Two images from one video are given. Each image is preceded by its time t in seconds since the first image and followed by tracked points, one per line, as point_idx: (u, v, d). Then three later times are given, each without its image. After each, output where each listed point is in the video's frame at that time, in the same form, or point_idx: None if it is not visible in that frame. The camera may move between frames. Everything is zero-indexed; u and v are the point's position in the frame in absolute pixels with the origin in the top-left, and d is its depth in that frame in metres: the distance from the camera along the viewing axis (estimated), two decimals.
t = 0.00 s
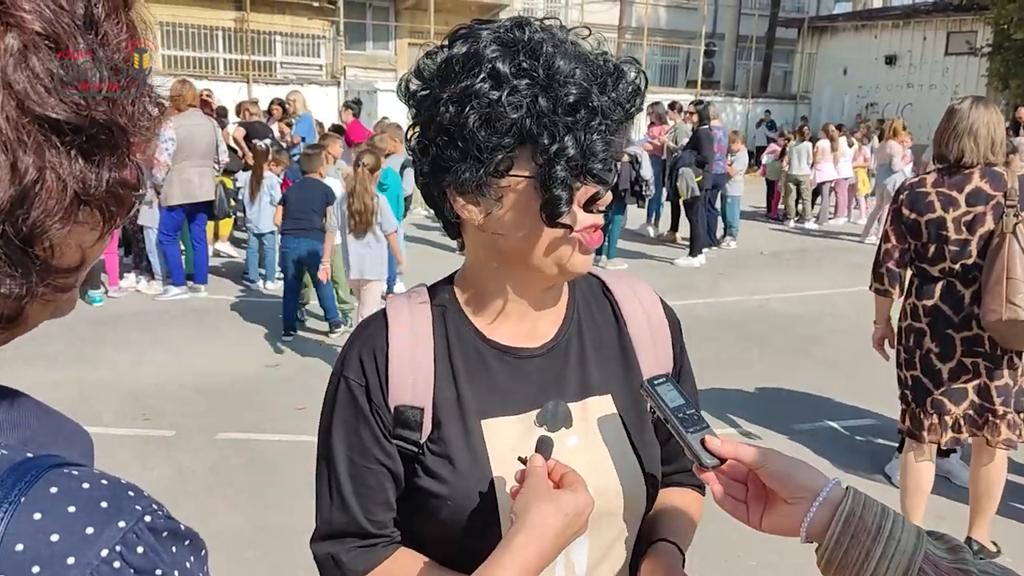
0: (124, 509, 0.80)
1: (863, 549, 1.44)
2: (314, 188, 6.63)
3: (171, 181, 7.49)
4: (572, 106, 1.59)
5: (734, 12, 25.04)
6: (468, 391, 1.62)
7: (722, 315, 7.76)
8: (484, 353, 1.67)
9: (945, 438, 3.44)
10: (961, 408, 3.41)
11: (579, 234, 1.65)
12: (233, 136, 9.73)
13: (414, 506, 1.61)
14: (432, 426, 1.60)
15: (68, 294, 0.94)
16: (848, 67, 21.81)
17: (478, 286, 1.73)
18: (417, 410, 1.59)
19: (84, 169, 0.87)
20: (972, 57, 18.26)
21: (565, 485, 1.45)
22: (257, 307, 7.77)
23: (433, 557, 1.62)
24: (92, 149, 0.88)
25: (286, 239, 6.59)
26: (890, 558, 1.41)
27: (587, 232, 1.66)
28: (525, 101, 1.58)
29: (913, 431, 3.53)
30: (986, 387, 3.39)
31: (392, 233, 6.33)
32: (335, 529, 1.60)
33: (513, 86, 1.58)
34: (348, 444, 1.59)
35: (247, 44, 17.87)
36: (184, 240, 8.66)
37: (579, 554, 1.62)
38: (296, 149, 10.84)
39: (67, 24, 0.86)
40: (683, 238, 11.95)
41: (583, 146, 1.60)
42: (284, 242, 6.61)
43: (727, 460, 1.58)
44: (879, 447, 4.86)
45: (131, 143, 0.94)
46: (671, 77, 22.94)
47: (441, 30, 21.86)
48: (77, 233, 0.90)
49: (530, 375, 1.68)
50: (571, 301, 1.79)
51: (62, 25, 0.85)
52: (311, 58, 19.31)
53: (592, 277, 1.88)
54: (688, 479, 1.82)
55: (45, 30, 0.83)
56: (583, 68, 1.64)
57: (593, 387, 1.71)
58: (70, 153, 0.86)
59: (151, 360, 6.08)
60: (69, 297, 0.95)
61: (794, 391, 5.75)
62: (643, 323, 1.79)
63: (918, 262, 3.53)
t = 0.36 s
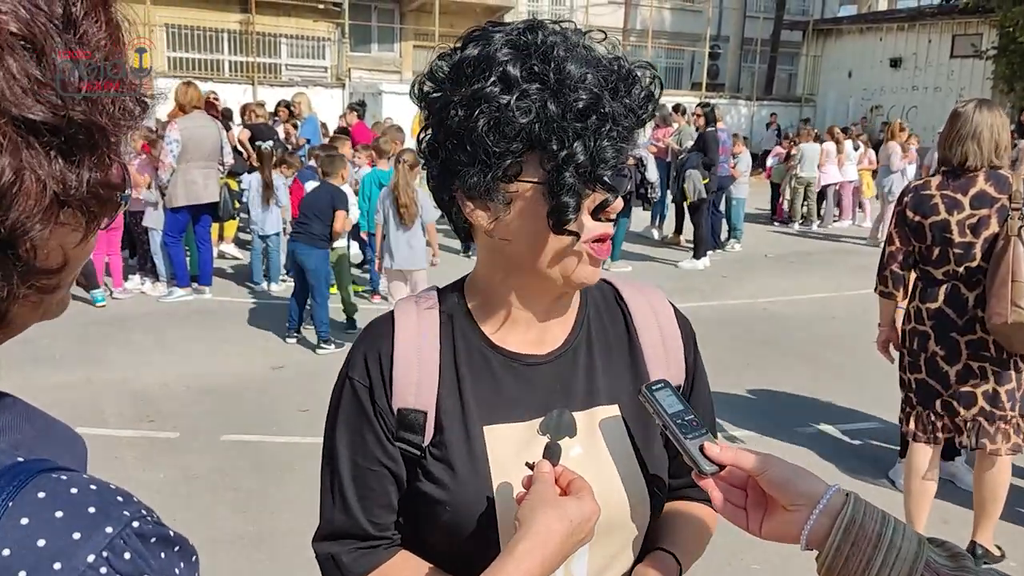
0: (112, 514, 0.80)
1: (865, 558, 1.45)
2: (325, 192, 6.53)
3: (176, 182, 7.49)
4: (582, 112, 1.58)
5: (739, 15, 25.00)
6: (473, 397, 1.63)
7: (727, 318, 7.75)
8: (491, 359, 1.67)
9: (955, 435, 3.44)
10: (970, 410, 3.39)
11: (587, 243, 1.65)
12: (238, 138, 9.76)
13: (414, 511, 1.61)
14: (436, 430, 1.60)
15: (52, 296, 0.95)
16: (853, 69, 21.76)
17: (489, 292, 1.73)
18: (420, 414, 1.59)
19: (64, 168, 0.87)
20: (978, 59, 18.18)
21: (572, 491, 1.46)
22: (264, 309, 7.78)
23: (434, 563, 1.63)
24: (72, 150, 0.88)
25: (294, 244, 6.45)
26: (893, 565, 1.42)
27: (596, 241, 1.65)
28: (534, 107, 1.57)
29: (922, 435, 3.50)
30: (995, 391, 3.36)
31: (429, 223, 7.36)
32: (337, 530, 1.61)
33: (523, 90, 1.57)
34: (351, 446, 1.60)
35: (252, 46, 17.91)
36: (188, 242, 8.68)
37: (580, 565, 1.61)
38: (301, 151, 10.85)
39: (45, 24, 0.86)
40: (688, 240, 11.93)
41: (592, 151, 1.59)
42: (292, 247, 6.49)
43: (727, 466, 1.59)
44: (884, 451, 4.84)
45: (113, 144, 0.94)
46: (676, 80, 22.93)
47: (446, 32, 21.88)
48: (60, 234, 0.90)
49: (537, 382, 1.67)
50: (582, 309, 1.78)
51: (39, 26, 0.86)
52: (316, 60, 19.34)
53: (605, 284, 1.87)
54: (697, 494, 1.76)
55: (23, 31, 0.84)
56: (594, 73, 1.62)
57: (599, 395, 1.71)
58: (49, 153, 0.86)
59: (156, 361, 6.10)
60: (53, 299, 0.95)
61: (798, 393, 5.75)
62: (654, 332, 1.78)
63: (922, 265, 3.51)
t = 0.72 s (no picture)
0: (108, 518, 0.80)
1: (867, 564, 1.45)
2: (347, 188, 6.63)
3: (182, 182, 7.55)
4: (496, 113, 1.65)
5: (744, 16, 24.98)
6: (481, 395, 1.63)
7: (731, 319, 7.74)
8: (499, 357, 1.68)
9: (960, 440, 3.41)
10: (976, 410, 3.40)
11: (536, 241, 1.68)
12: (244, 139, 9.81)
13: (421, 506, 1.62)
14: (443, 428, 1.61)
15: (62, 301, 0.95)
16: (858, 71, 21.72)
17: (488, 293, 1.77)
18: (429, 410, 1.60)
19: (83, 177, 0.88)
20: (983, 61, 18.12)
21: (574, 500, 1.47)
22: (268, 309, 7.79)
23: (441, 561, 1.64)
24: (92, 158, 0.89)
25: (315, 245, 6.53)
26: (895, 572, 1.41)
27: (546, 240, 1.68)
28: (459, 107, 1.68)
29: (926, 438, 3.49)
30: (999, 392, 3.34)
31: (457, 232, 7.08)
32: (342, 523, 1.62)
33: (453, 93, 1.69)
34: (360, 438, 1.62)
35: (258, 47, 17.96)
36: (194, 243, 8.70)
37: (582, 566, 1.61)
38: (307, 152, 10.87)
39: (74, 36, 0.88)
40: (692, 242, 11.92)
41: (505, 147, 1.65)
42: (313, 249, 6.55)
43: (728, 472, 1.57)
44: (887, 454, 4.83)
45: (130, 155, 0.96)
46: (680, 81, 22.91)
47: (451, 33, 21.91)
48: (73, 242, 0.91)
49: (545, 381, 1.68)
50: (592, 312, 1.79)
51: (68, 37, 0.87)
52: (321, 62, 19.37)
53: (618, 289, 1.87)
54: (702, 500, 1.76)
55: (50, 41, 0.85)
56: (520, 73, 1.67)
57: (608, 395, 1.71)
58: (69, 161, 0.87)
59: (161, 361, 6.12)
60: (61, 304, 0.95)
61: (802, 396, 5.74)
62: (664, 333, 1.78)
63: (927, 267, 3.50)
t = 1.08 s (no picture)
0: (109, 511, 0.81)
1: (870, 565, 1.45)
2: (354, 186, 6.69)
3: (186, 181, 7.49)
4: (495, 99, 1.68)
5: (750, 15, 24.90)
6: (483, 391, 1.64)
7: (735, 319, 7.73)
8: (502, 353, 1.69)
9: (963, 438, 3.43)
10: (981, 408, 3.41)
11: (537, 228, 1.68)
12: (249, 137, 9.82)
13: (422, 498, 1.64)
14: (445, 420, 1.63)
15: (56, 291, 0.96)
16: (864, 71, 21.67)
17: (496, 288, 1.78)
18: (430, 402, 1.62)
19: (58, 168, 0.89)
20: (989, 61, 18.06)
21: (566, 488, 1.46)
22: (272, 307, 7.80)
23: (440, 553, 1.66)
24: (65, 149, 0.89)
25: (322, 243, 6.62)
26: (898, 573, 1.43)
27: (548, 228, 1.68)
28: (460, 95, 1.71)
29: (931, 438, 3.47)
30: (1005, 392, 3.33)
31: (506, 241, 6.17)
32: (345, 513, 1.64)
33: (455, 81, 1.72)
34: (363, 430, 1.64)
35: (262, 46, 17.96)
36: (199, 242, 8.70)
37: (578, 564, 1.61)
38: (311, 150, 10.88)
39: (34, 25, 0.87)
40: (696, 242, 11.90)
41: (504, 133, 1.67)
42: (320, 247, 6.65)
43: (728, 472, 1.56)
44: (889, 455, 4.82)
45: (106, 140, 0.95)
46: (685, 80, 22.86)
47: (455, 32, 21.89)
48: (57, 234, 0.92)
49: (546, 377, 1.68)
50: (597, 309, 1.79)
51: (27, 26, 0.86)
52: (325, 60, 19.36)
53: (625, 287, 1.86)
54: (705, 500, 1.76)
55: (10, 32, 0.84)
56: (521, 60, 1.69)
57: (610, 392, 1.71)
58: (42, 154, 0.87)
59: (165, 359, 6.13)
60: (54, 294, 0.97)
61: (805, 395, 5.74)
62: (669, 330, 1.77)
63: (933, 267, 3.50)
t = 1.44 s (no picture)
0: (121, 497, 0.82)
1: (871, 551, 1.43)
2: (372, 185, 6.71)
3: (190, 179, 7.50)
4: (496, 93, 1.69)
5: (752, 13, 24.88)
6: (483, 383, 1.66)
7: (737, 317, 7.73)
8: (503, 347, 1.70)
9: (967, 437, 3.43)
10: (983, 408, 3.40)
11: (536, 221, 1.69)
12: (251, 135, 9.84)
13: (423, 488, 1.66)
14: (446, 412, 1.64)
15: (50, 280, 0.98)
16: (866, 69, 21.66)
17: (497, 282, 1.79)
18: (432, 394, 1.64)
19: (40, 160, 0.89)
20: (992, 60, 18.06)
21: (565, 484, 1.47)
22: (274, 304, 7.81)
23: (442, 541, 1.67)
24: (43, 138, 0.89)
25: (339, 241, 6.62)
26: (899, 559, 1.40)
27: (547, 222, 1.69)
28: (462, 90, 1.73)
29: (932, 437, 3.48)
30: (1009, 389, 3.33)
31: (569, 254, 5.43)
32: (349, 502, 1.66)
33: (458, 75, 1.73)
34: (366, 421, 1.66)
35: (264, 43, 17.95)
36: (201, 239, 8.72)
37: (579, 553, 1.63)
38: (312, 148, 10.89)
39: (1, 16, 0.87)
40: (698, 240, 11.90)
41: (504, 125, 1.68)
42: (337, 243, 6.65)
43: (733, 460, 1.59)
44: (890, 454, 4.83)
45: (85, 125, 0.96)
46: (687, 78, 22.84)
47: (457, 30, 21.87)
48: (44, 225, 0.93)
49: (546, 369, 1.69)
50: (597, 303, 1.79)
51: None
52: (327, 58, 19.36)
53: (626, 282, 1.87)
54: (708, 495, 1.76)
55: None
56: (523, 54, 1.70)
57: (609, 386, 1.72)
58: (21, 147, 0.87)
59: (167, 356, 6.14)
60: (51, 284, 0.98)
61: (805, 394, 5.74)
62: (668, 325, 1.78)
63: (936, 266, 3.50)
